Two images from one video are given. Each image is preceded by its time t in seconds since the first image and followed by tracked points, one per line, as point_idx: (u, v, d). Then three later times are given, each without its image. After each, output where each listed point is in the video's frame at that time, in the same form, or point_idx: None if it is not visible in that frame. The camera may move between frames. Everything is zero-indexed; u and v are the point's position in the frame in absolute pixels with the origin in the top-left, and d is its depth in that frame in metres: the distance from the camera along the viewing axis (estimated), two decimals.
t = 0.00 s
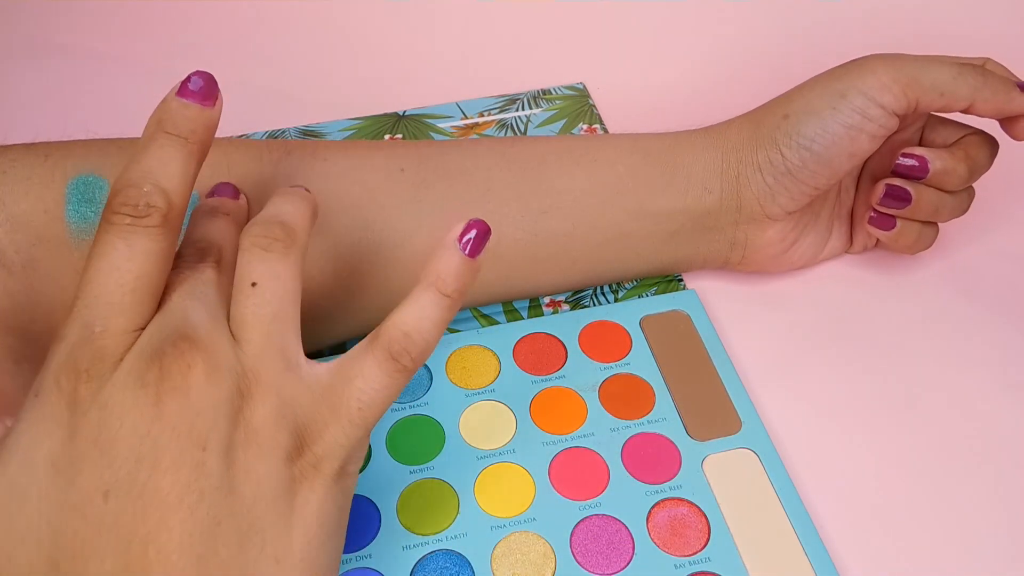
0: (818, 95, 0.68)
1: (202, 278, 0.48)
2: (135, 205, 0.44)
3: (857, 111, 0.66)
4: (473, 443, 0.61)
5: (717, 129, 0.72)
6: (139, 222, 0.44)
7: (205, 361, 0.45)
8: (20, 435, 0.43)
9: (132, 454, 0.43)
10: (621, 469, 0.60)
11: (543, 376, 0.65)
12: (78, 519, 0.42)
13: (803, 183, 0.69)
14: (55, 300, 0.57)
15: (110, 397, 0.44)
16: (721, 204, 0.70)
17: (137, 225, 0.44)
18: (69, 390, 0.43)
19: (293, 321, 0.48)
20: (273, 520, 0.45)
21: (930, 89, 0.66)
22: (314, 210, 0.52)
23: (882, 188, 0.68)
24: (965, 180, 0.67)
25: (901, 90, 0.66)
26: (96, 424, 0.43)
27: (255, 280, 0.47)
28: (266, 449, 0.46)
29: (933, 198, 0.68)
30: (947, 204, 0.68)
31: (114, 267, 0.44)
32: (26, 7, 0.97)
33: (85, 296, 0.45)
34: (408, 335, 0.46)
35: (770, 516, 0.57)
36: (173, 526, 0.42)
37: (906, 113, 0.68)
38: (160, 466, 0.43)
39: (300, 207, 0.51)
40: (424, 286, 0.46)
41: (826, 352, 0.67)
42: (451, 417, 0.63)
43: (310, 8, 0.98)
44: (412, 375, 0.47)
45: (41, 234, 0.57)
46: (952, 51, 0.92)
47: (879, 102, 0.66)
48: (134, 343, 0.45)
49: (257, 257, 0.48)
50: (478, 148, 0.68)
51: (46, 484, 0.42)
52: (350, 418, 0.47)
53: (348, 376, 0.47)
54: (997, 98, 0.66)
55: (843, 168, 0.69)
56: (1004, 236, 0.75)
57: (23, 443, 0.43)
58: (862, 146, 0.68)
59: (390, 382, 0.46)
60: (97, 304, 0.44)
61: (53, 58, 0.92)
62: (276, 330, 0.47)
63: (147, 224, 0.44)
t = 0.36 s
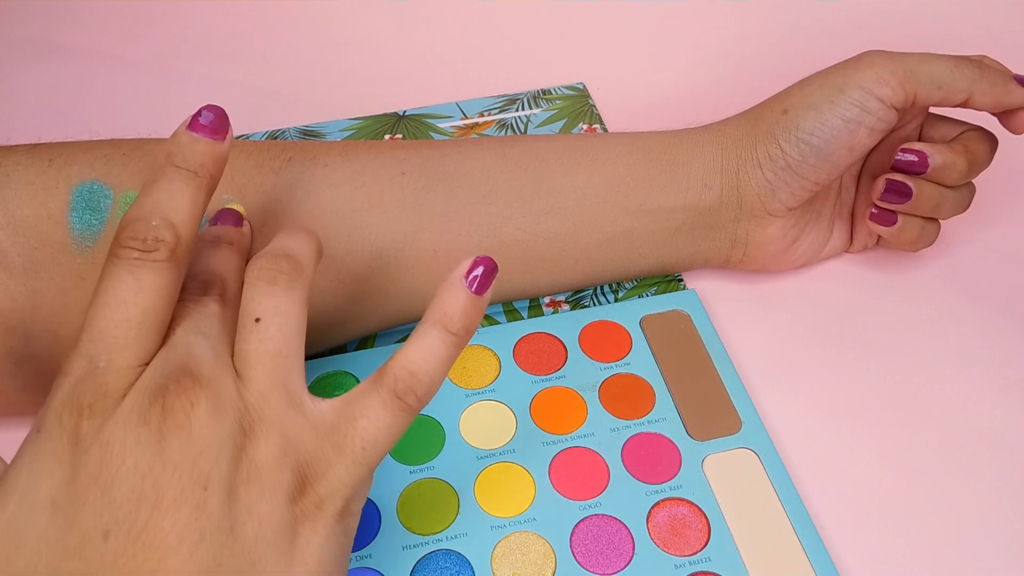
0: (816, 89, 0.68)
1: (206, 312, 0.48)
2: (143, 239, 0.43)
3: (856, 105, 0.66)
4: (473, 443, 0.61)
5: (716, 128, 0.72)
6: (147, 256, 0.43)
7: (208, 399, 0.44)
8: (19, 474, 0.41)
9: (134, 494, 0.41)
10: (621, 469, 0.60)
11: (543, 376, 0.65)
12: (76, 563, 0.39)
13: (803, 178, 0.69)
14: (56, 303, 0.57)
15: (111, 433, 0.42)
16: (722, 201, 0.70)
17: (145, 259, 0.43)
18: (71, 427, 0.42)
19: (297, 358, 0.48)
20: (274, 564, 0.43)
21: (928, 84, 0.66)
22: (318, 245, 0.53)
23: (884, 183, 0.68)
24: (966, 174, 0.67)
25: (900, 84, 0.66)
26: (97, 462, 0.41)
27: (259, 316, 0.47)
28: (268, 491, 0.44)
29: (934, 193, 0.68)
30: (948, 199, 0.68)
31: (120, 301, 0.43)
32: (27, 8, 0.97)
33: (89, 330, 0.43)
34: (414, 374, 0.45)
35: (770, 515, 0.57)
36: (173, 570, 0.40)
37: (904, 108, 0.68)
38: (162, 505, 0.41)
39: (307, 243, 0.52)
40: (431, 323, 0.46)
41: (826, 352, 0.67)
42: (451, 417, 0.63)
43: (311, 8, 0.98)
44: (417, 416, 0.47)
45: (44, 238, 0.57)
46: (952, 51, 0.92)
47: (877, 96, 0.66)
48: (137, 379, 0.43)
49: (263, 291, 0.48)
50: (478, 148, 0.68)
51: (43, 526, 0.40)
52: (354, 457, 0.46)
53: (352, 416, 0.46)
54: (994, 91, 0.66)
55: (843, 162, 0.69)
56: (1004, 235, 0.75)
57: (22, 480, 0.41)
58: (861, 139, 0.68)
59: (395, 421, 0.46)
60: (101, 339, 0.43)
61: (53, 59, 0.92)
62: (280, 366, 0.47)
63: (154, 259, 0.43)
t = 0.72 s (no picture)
0: (816, 88, 0.68)
1: (214, 344, 0.47)
2: (155, 272, 0.42)
3: (855, 102, 0.66)
4: (473, 443, 0.61)
5: (715, 127, 0.72)
6: (158, 290, 0.42)
7: (219, 434, 0.43)
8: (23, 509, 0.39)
9: (143, 531, 0.40)
10: (621, 469, 0.60)
11: (543, 376, 0.65)
12: None
13: (803, 176, 0.69)
14: (58, 302, 0.57)
15: (121, 468, 0.40)
16: (722, 199, 0.70)
17: (157, 293, 0.42)
18: (80, 462, 0.40)
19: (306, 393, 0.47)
20: None
21: (927, 81, 0.66)
22: (327, 278, 0.52)
23: (884, 180, 0.68)
24: (966, 173, 0.67)
25: (899, 81, 0.66)
26: (107, 498, 0.40)
27: (268, 352, 0.46)
28: (276, 527, 0.44)
29: (935, 191, 0.68)
30: (948, 197, 0.68)
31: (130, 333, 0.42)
32: (27, 8, 0.97)
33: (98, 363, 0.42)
34: (424, 413, 0.45)
35: (770, 516, 0.57)
36: None
37: (904, 105, 0.68)
38: (171, 541, 0.40)
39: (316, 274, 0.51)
40: (440, 361, 0.45)
41: (827, 352, 0.67)
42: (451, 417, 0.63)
43: (310, 9, 0.98)
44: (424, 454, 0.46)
45: (47, 238, 0.57)
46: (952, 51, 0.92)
47: (876, 93, 0.66)
48: (147, 414, 0.42)
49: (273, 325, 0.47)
50: (478, 147, 0.68)
51: (49, 564, 0.38)
52: (362, 494, 0.45)
53: (360, 452, 0.46)
54: (994, 88, 0.66)
55: (843, 160, 0.69)
56: (1004, 235, 0.75)
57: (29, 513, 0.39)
58: (860, 137, 0.68)
59: (403, 460, 0.45)
60: (113, 372, 0.42)
61: (54, 59, 0.92)
62: (289, 402, 0.46)
63: (166, 292, 0.42)
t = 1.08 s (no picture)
0: (815, 86, 0.68)
1: (204, 335, 0.47)
2: (142, 261, 0.42)
3: (854, 100, 0.66)
4: (473, 443, 0.61)
5: (714, 125, 0.73)
6: (146, 278, 0.42)
7: (208, 429, 0.43)
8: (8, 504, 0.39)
9: (132, 527, 0.40)
10: (621, 469, 0.60)
11: (543, 376, 0.65)
12: None
13: (803, 173, 0.69)
14: (58, 295, 0.57)
15: (109, 463, 0.40)
16: (721, 197, 0.70)
17: (144, 281, 0.42)
18: (67, 457, 0.40)
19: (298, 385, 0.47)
20: None
21: (926, 79, 0.66)
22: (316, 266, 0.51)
23: (883, 179, 0.68)
24: (965, 172, 0.67)
25: (898, 80, 0.66)
26: (95, 494, 0.40)
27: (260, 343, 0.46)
28: (270, 522, 0.44)
29: (935, 190, 0.68)
30: (948, 196, 0.68)
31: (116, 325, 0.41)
32: (28, 8, 0.97)
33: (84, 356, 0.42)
34: (419, 405, 0.45)
35: (770, 516, 0.57)
36: None
37: (902, 104, 0.68)
38: (159, 539, 0.40)
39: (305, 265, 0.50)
40: (435, 352, 0.45)
41: (827, 352, 0.67)
42: (451, 418, 0.63)
43: (311, 9, 0.98)
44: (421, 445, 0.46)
45: (43, 225, 0.57)
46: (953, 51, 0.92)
47: (876, 91, 0.66)
48: (136, 407, 0.42)
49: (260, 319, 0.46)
50: (478, 145, 0.68)
51: (36, 560, 0.38)
52: (357, 488, 0.45)
53: (354, 446, 0.46)
54: (993, 85, 0.67)
55: (842, 158, 0.69)
56: (1003, 235, 0.75)
57: (15, 510, 0.39)
58: (860, 136, 0.68)
59: (400, 452, 0.45)
60: (99, 364, 0.41)
61: (54, 58, 0.92)
62: (281, 395, 0.46)
63: (152, 281, 0.42)
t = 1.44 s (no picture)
0: (812, 82, 0.68)
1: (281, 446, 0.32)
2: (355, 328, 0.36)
3: (851, 96, 0.66)
4: (473, 443, 0.61)
5: (713, 122, 0.73)
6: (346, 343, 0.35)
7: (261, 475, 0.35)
8: None
9: None
10: (621, 469, 0.60)
11: (543, 375, 0.65)
12: None
13: (801, 169, 0.69)
14: (57, 288, 0.58)
15: None
16: (720, 193, 0.70)
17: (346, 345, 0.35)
18: None
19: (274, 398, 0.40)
20: None
21: (922, 76, 0.66)
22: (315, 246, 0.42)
23: (881, 176, 0.68)
24: (962, 168, 0.67)
25: (895, 76, 0.66)
26: None
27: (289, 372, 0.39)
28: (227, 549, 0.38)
29: (932, 186, 0.68)
30: (946, 192, 0.68)
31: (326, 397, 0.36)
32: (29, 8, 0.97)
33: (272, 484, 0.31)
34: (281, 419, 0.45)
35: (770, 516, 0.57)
36: None
37: (900, 100, 0.68)
38: None
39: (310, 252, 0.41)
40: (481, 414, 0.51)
41: (827, 352, 0.67)
42: (451, 417, 0.63)
43: (311, 9, 0.98)
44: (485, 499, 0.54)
45: (43, 217, 0.58)
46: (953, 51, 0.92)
47: (873, 87, 0.66)
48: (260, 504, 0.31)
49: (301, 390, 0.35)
50: (477, 143, 0.68)
51: None
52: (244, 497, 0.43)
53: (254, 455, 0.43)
54: (990, 81, 0.67)
55: (840, 155, 0.68)
56: (1004, 235, 0.75)
57: None
58: (857, 131, 0.67)
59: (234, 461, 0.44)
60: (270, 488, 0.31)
61: (54, 56, 0.92)
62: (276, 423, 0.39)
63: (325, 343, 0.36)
